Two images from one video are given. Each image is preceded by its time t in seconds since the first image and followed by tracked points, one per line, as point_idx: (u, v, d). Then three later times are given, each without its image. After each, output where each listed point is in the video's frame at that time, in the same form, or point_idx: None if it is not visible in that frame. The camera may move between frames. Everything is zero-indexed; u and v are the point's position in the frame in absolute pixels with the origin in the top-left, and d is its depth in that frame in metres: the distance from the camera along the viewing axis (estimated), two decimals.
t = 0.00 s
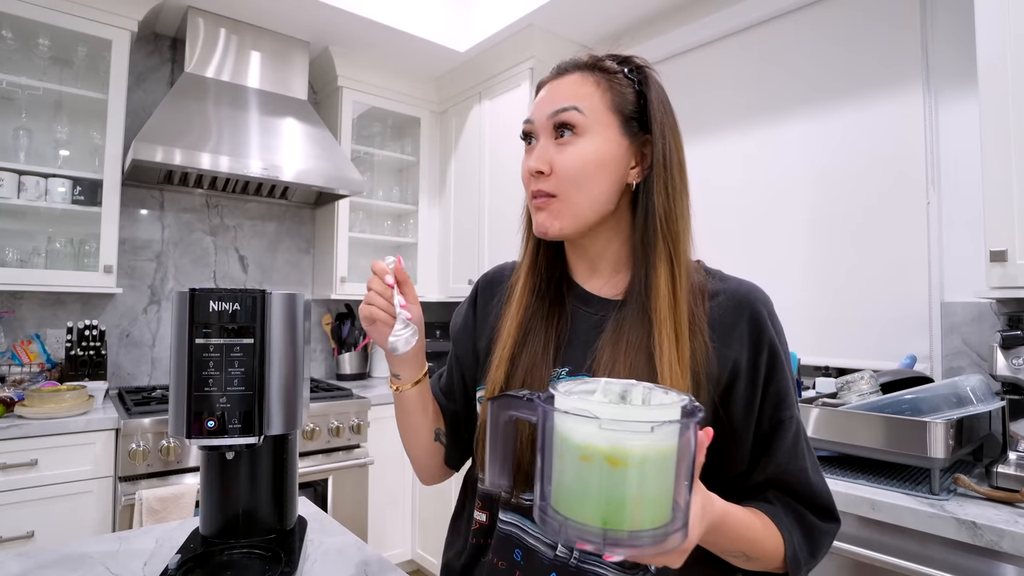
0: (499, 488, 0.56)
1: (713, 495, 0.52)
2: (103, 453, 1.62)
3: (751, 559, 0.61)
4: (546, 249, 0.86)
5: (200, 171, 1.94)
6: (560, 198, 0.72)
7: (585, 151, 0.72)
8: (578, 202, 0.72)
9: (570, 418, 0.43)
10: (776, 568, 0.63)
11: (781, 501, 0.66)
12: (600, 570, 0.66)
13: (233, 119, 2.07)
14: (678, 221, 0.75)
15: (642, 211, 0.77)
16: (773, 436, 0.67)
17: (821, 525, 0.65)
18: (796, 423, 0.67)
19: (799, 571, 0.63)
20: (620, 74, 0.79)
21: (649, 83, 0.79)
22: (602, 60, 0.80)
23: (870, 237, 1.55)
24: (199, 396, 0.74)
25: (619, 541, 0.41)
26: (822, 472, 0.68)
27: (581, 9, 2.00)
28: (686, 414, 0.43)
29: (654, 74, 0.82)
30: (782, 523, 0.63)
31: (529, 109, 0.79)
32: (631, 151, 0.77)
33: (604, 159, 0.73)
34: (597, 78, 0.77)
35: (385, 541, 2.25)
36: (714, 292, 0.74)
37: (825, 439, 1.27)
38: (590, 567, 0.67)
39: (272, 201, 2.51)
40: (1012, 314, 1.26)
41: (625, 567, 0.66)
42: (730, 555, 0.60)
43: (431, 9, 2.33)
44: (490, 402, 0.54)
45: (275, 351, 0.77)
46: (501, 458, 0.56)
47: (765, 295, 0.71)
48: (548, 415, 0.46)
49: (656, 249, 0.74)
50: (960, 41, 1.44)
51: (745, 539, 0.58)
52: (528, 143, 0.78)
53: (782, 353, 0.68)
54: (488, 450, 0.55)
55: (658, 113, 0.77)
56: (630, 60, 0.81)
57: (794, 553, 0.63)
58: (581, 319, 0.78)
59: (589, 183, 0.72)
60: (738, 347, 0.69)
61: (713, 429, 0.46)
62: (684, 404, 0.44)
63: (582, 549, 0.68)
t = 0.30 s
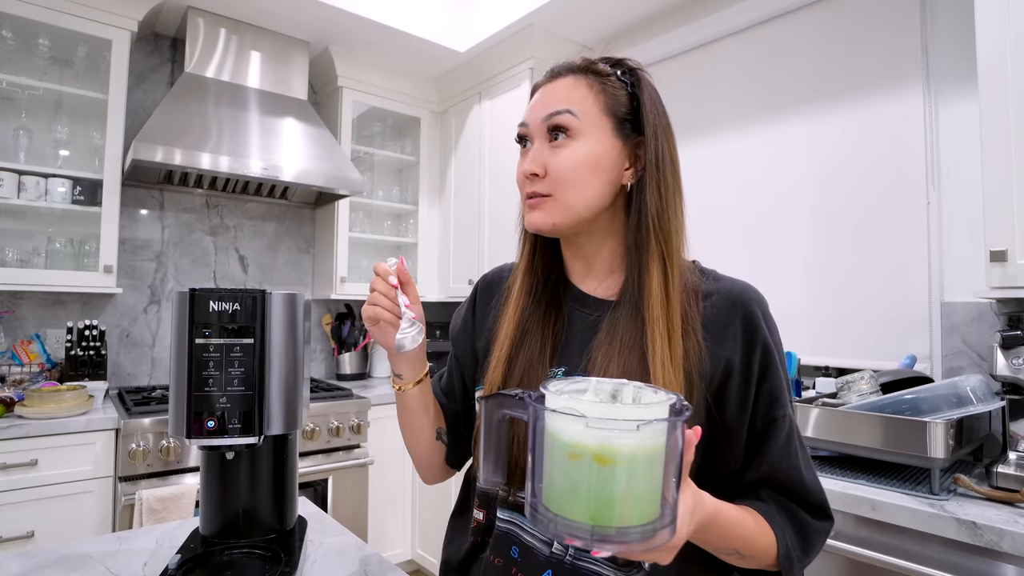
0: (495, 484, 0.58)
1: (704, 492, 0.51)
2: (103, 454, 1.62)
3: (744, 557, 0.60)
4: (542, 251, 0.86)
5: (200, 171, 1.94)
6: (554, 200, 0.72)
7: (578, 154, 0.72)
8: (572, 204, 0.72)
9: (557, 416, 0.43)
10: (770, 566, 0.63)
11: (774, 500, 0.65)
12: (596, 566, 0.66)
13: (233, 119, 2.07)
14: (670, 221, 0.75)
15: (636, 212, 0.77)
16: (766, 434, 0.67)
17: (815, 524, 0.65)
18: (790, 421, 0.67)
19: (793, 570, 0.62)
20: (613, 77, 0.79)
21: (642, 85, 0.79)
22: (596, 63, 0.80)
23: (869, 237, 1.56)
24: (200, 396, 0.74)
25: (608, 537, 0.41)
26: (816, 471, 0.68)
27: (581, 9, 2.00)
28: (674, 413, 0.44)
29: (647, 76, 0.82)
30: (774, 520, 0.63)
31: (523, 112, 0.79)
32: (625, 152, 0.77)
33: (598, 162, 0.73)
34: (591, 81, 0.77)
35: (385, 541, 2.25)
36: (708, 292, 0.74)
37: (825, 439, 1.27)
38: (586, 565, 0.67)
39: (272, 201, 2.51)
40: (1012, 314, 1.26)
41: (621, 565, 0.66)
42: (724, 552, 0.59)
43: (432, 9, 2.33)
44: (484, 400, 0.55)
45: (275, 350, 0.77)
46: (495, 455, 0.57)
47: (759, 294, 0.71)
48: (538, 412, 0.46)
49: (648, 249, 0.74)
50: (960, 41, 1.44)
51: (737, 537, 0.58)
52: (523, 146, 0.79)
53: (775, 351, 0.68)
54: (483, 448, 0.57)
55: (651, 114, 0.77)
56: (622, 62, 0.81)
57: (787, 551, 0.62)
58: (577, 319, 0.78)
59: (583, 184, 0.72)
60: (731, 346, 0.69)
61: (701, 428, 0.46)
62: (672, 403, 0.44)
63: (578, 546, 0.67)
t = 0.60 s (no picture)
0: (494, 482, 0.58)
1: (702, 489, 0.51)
2: (103, 454, 1.62)
3: (743, 554, 0.60)
4: (540, 252, 0.86)
5: (200, 171, 1.94)
6: (551, 200, 0.72)
7: (575, 155, 0.72)
8: (569, 204, 0.72)
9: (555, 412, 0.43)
10: (769, 564, 0.63)
11: (773, 497, 0.65)
12: (595, 565, 0.66)
13: (233, 119, 2.07)
14: (666, 221, 0.75)
15: (632, 212, 0.77)
16: (764, 432, 0.66)
17: (813, 522, 0.64)
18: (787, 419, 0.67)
19: (791, 567, 0.62)
20: (609, 79, 0.79)
21: (637, 87, 0.79)
22: (591, 65, 0.80)
23: (868, 237, 1.56)
24: (199, 396, 0.74)
25: (606, 533, 0.41)
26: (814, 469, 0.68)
27: (581, 9, 2.00)
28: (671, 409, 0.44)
29: (642, 78, 0.82)
30: (772, 517, 0.63)
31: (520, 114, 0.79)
32: (621, 153, 0.77)
33: (594, 163, 0.73)
34: (586, 83, 0.77)
35: (385, 541, 2.25)
36: (704, 292, 0.74)
37: (825, 439, 1.27)
38: (585, 563, 0.67)
39: (271, 201, 2.51)
40: (1012, 314, 1.26)
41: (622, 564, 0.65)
42: (722, 550, 0.59)
43: (432, 9, 2.33)
44: (483, 398, 0.55)
45: (275, 350, 0.77)
46: (494, 451, 0.57)
47: (755, 293, 0.71)
48: (536, 410, 0.46)
49: (645, 248, 0.74)
50: (960, 41, 1.44)
51: (736, 534, 0.58)
52: (519, 148, 0.79)
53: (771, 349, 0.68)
54: (483, 444, 0.57)
55: (646, 115, 0.77)
56: (618, 64, 0.82)
57: (785, 548, 0.62)
58: (575, 320, 0.78)
59: (580, 184, 0.72)
60: (728, 345, 0.69)
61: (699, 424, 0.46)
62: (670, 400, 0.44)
63: (577, 545, 0.67)
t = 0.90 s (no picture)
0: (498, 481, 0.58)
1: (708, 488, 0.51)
2: (103, 454, 1.62)
3: (747, 554, 0.60)
4: (541, 253, 0.87)
5: (200, 171, 1.94)
6: (552, 200, 0.72)
7: (576, 155, 0.72)
8: (570, 203, 0.72)
9: (562, 410, 0.43)
10: (773, 564, 0.63)
11: (776, 497, 0.65)
12: (599, 565, 0.66)
13: (233, 119, 2.07)
14: (667, 220, 0.75)
15: (631, 212, 0.77)
16: (766, 432, 0.67)
17: (817, 520, 0.64)
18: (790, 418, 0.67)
19: (795, 566, 0.62)
20: (609, 79, 0.79)
21: (638, 87, 0.79)
22: (591, 65, 0.80)
23: (867, 237, 1.56)
24: (199, 396, 0.74)
25: (611, 530, 0.41)
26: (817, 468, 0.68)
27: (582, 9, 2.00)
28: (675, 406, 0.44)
29: (642, 78, 0.81)
30: (777, 517, 0.63)
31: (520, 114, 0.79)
32: (621, 153, 0.77)
33: (595, 162, 0.73)
34: (587, 83, 0.77)
35: (385, 541, 2.25)
36: (705, 291, 0.74)
37: (826, 439, 1.27)
38: (589, 563, 0.67)
39: (271, 201, 2.51)
40: (1012, 314, 1.26)
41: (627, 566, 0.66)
42: (727, 549, 0.59)
43: (431, 9, 2.33)
44: (488, 397, 0.55)
45: (275, 351, 0.77)
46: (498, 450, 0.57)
47: (756, 292, 0.71)
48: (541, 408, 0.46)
49: (645, 247, 0.74)
50: (960, 41, 1.44)
51: (740, 534, 0.58)
52: (520, 148, 0.79)
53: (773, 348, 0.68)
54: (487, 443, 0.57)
55: (646, 115, 0.77)
56: (617, 65, 0.82)
57: (789, 547, 0.62)
58: (576, 320, 0.78)
59: (580, 184, 0.72)
60: (730, 344, 0.69)
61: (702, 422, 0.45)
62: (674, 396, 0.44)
63: (581, 545, 0.68)
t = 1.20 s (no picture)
0: (500, 478, 0.57)
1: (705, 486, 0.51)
2: (103, 454, 1.62)
3: (742, 550, 0.60)
4: (537, 254, 0.87)
5: (200, 171, 1.94)
6: (549, 203, 0.72)
7: (572, 158, 0.72)
8: (567, 206, 0.72)
9: (568, 406, 0.43)
10: (768, 560, 0.63)
11: (771, 494, 0.65)
12: (592, 562, 0.67)
13: (233, 119, 2.07)
14: (663, 222, 0.75)
15: (627, 214, 0.77)
16: (761, 430, 0.67)
17: (811, 518, 0.64)
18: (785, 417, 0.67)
19: (790, 563, 0.62)
20: (605, 82, 0.79)
21: (633, 90, 0.79)
22: (587, 68, 0.80)
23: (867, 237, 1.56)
24: (199, 396, 0.74)
25: (616, 526, 0.41)
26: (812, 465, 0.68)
27: (581, 9, 2.00)
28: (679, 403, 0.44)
29: (638, 81, 0.81)
30: (772, 514, 0.63)
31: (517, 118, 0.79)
32: (618, 155, 0.77)
33: (592, 165, 0.73)
34: (583, 86, 0.77)
35: (385, 541, 2.25)
36: (701, 291, 0.74)
37: (825, 439, 1.27)
38: (582, 561, 0.67)
39: (271, 201, 2.51)
40: (1012, 314, 1.26)
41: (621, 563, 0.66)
42: (723, 546, 0.59)
43: (432, 9, 2.33)
44: (490, 394, 0.55)
45: (275, 351, 0.77)
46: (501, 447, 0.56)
47: (752, 293, 0.71)
48: (548, 406, 0.46)
49: (641, 248, 0.74)
50: (960, 41, 1.44)
51: (738, 531, 0.58)
52: (517, 151, 0.79)
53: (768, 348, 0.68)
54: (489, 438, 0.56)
55: (642, 117, 0.77)
56: (613, 68, 0.82)
57: (783, 544, 0.62)
58: (573, 320, 0.78)
59: (577, 187, 0.72)
60: (724, 344, 0.69)
61: (706, 419, 0.46)
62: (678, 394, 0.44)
63: (575, 543, 0.68)
